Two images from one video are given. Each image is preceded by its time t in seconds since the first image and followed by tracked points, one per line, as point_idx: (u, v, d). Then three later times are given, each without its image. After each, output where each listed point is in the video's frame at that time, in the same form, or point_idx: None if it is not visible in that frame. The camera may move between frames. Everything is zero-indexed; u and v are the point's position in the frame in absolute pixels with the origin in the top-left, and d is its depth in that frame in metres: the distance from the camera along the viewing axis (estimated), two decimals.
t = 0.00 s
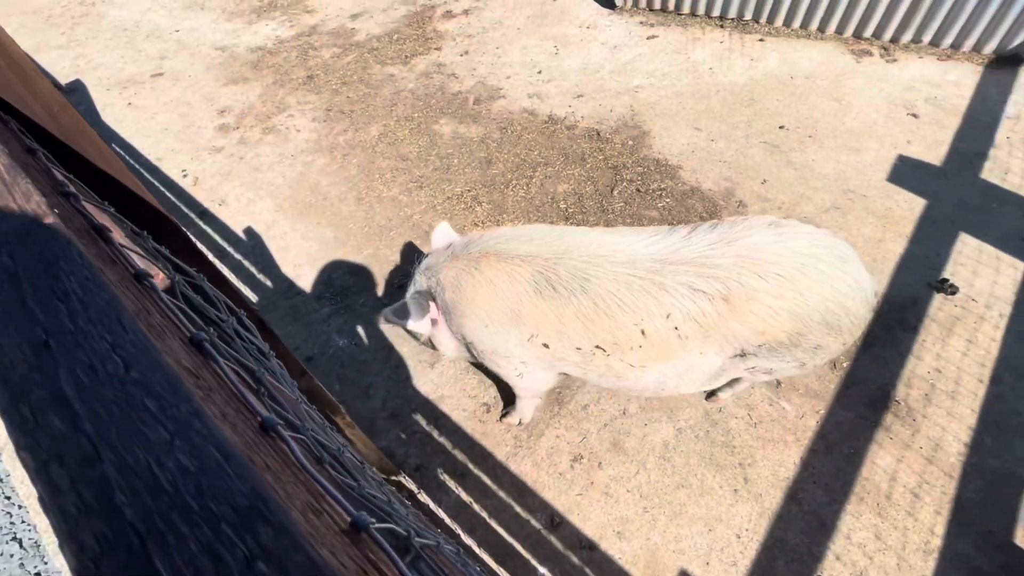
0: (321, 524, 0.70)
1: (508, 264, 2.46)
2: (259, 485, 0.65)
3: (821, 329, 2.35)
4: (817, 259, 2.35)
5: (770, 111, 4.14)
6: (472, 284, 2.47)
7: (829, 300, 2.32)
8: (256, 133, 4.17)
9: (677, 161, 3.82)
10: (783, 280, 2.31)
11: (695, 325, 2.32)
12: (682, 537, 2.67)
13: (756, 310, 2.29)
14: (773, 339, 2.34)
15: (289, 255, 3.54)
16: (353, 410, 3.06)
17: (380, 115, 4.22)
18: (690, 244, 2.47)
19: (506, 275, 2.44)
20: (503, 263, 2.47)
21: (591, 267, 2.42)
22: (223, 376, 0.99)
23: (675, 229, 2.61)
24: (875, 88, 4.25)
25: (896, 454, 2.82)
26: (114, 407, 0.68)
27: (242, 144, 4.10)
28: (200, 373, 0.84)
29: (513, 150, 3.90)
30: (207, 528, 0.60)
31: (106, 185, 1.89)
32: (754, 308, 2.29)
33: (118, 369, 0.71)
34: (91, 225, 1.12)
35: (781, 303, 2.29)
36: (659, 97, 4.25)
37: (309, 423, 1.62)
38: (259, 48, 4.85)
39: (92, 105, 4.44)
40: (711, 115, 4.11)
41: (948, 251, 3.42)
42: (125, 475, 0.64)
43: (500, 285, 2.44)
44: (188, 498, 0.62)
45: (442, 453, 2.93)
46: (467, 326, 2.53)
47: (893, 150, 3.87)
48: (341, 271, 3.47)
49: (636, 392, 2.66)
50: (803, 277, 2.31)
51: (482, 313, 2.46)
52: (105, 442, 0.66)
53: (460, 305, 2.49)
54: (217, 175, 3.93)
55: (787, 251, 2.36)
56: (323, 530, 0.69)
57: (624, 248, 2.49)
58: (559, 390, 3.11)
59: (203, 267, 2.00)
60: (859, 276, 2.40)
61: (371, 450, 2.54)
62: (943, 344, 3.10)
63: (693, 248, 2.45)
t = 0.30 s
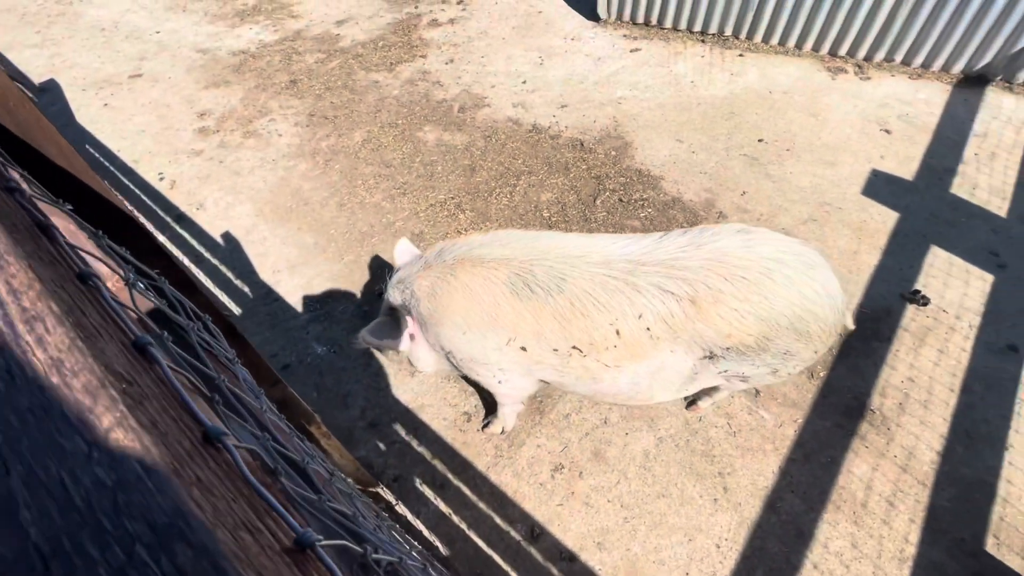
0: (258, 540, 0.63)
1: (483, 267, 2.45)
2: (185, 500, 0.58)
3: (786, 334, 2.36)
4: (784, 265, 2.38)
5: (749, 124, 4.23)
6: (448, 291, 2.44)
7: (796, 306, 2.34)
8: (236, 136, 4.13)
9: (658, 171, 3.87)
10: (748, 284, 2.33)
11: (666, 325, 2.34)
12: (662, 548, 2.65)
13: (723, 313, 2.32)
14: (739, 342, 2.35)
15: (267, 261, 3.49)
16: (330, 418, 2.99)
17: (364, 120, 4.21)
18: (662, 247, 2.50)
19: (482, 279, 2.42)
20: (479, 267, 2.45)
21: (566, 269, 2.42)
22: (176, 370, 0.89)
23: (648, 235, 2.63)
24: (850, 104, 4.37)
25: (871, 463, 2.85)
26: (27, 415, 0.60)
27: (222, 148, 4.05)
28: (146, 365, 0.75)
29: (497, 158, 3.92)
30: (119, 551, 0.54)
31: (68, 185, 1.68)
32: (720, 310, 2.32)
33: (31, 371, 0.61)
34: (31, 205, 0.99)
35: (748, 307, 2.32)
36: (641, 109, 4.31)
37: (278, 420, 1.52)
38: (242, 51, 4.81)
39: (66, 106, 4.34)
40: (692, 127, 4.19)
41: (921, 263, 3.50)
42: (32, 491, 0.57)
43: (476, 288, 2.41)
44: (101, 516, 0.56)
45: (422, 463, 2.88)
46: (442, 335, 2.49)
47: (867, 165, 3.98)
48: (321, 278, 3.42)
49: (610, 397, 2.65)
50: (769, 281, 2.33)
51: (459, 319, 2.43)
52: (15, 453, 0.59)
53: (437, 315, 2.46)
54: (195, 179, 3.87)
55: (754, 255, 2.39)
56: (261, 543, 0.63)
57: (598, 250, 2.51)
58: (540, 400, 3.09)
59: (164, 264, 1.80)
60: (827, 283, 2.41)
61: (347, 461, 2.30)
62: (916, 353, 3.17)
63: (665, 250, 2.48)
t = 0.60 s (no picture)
0: (240, 542, 0.61)
1: (469, 279, 2.45)
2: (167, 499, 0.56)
3: (768, 336, 2.38)
4: (765, 268, 2.40)
5: (737, 132, 4.29)
6: (434, 305, 2.42)
7: (779, 308, 2.36)
8: (225, 138, 4.10)
9: (648, 177, 3.90)
10: (729, 286, 2.36)
11: (651, 328, 2.35)
12: (651, 553, 2.65)
13: (705, 315, 2.34)
14: (722, 344, 2.38)
15: (256, 264, 3.46)
16: (317, 423, 2.97)
17: (355, 124, 4.20)
18: (645, 252, 2.53)
19: (469, 290, 2.42)
20: (465, 278, 2.45)
21: (551, 275, 2.44)
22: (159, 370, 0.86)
23: (629, 242, 2.66)
24: (835, 113, 4.45)
25: (856, 467, 2.88)
26: None
27: (211, 150, 4.02)
28: (129, 366, 0.73)
29: (488, 163, 3.93)
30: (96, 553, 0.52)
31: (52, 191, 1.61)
32: (702, 313, 2.34)
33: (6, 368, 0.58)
34: (9, 200, 0.95)
35: (729, 310, 2.34)
36: (631, 116, 4.35)
37: (263, 423, 1.48)
38: (232, 53, 4.79)
39: (51, 106, 4.28)
40: (682, 134, 4.23)
41: (904, 270, 3.56)
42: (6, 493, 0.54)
43: (464, 301, 2.41)
44: (78, 518, 0.53)
45: (411, 468, 2.86)
46: (431, 353, 2.44)
47: (852, 173, 4.04)
48: (311, 281, 3.40)
49: (598, 402, 2.65)
50: (750, 283, 2.36)
51: (447, 334, 2.39)
52: None
53: (422, 330, 2.41)
54: (182, 180, 3.83)
55: (733, 258, 2.43)
56: (242, 547, 0.61)
57: (582, 256, 2.52)
58: (530, 405, 3.09)
59: (149, 266, 1.75)
60: (808, 285, 2.43)
61: (335, 467, 2.27)
62: (901, 358, 3.21)
63: (647, 254, 2.50)
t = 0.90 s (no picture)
0: (206, 553, 0.55)
1: (463, 283, 2.42)
2: (121, 507, 0.51)
3: (766, 332, 2.37)
4: (760, 264, 2.39)
5: (733, 130, 4.28)
6: (428, 310, 2.39)
7: (775, 303, 2.36)
8: (219, 135, 4.07)
9: (645, 176, 3.89)
10: (725, 283, 2.35)
11: (648, 328, 2.34)
12: (647, 552, 2.63)
13: (702, 313, 2.33)
14: (719, 342, 2.37)
15: (249, 261, 3.43)
16: (311, 422, 2.94)
17: (351, 121, 4.18)
18: (639, 251, 2.50)
19: (463, 294, 2.39)
20: (459, 283, 2.42)
21: (545, 275, 2.41)
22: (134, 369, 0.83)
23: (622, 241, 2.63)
24: (832, 112, 4.45)
25: (853, 466, 2.87)
26: None
27: (205, 147, 3.99)
28: (96, 365, 0.69)
29: (484, 161, 3.91)
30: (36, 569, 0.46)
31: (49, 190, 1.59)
32: (699, 311, 2.33)
33: None
34: None
35: (726, 307, 2.33)
36: (628, 114, 4.35)
37: (251, 423, 1.45)
38: (227, 49, 4.76)
39: (42, 102, 4.24)
40: (678, 132, 4.22)
41: (900, 269, 3.56)
42: None
43: (458, 305, 2.38)
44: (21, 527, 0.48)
45: (406, 467, 2.84)
46: (427, 358, 2.42)
47: (849, 172, 4.04)
48: (305, 279, 3.37)
49: (595, 403, 2.64)
50: (746, 280, 2.35)
51: (441, 339, 2.37)
52: None
53: (416, 335, 2.39)
54: (175, 178, 3.80)
55: (728, 254, 2.41)
56: (210, 554, 0.56)
57: (576, 256, 2.50)
58: (526, 404, 3.06)
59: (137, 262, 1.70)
60: (804, 279, 2.43)
61: (328, 467, 2.24)
62: (897, 357, 3.21)
63: (641, 253, 2.48)
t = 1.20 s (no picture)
0: (179, 561, 0.55)
1: (463, 274, 2.41)
2: (88, 517, 0.50)
3: (766, 327, 2.37)
4: (761, 258, 2.38)
5: (732, 124, 4.26)
6: (427, 300, 2.38)
7: (776, 298, 2.35)
8: (216, 129, 4.05)
9: (643, 170, 3.88)
10: (725, 278, 2.34)
11: (648, 323, 2.34)
12: (644, 547, 2.65)
13: (703, 308, 2.33)
14: (719, 336, 2.37)
15: (247, 257, 3.42)
16: (309, 417, 2.94)
17: (348, 115, 4.16)
18: (639, 246, 2.50)
19: (463, 285, 2.38)
20: (459, 274, 2.41)
21: (545, 269, 2.41)
22: (119, 371, 0.83)
23: (623, 235, 2.62)
24: (831, 106, 4.43)
25: (849, 460, 2.88)
26: None
27: (201, 141, 3.97)
28: (75, 367, 0.70)
29: (482, 155, 3.90)
30: None
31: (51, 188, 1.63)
32: (699, 306, 2.33)
33: None
34: None
35: (726, 302, 2.33)
36: (627, 108, 4.32)
37: (243, 420, 1.44)
38: (223, 42, 4.72)
39: (36, 96, 4.21)
40: (677, 127, 4.21)
41: (899, 264, 3.56)
42: None
43: (457, 297, 2.37)
44: None
45: (404, 462, 2.84)
46: (426, 347, 2.43)
47: (848, 166, 4.03)
48: (302, 274, 3.36)
49: (593, 396, 2.65)
50: (746, 275, 2.34)
51: (440, 329, 2.38)
52: None
53: (416, 324, 2.39)
54: (171, 172, 3.78)
55: (729, 249, 2.40)
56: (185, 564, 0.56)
57: (576, 250, 2.49)
58: (524, 399, 3.07)
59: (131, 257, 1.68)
60: (804, 273, 2.41)
61: (326, 464, 2.24)
62: (894, 352, 3.22)
63: (641, 248, 2.48)
